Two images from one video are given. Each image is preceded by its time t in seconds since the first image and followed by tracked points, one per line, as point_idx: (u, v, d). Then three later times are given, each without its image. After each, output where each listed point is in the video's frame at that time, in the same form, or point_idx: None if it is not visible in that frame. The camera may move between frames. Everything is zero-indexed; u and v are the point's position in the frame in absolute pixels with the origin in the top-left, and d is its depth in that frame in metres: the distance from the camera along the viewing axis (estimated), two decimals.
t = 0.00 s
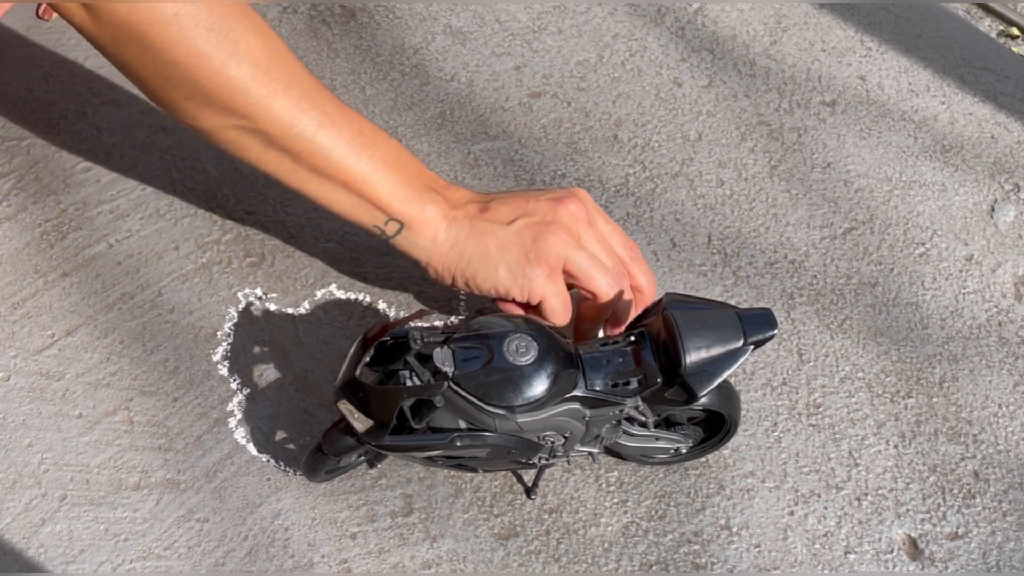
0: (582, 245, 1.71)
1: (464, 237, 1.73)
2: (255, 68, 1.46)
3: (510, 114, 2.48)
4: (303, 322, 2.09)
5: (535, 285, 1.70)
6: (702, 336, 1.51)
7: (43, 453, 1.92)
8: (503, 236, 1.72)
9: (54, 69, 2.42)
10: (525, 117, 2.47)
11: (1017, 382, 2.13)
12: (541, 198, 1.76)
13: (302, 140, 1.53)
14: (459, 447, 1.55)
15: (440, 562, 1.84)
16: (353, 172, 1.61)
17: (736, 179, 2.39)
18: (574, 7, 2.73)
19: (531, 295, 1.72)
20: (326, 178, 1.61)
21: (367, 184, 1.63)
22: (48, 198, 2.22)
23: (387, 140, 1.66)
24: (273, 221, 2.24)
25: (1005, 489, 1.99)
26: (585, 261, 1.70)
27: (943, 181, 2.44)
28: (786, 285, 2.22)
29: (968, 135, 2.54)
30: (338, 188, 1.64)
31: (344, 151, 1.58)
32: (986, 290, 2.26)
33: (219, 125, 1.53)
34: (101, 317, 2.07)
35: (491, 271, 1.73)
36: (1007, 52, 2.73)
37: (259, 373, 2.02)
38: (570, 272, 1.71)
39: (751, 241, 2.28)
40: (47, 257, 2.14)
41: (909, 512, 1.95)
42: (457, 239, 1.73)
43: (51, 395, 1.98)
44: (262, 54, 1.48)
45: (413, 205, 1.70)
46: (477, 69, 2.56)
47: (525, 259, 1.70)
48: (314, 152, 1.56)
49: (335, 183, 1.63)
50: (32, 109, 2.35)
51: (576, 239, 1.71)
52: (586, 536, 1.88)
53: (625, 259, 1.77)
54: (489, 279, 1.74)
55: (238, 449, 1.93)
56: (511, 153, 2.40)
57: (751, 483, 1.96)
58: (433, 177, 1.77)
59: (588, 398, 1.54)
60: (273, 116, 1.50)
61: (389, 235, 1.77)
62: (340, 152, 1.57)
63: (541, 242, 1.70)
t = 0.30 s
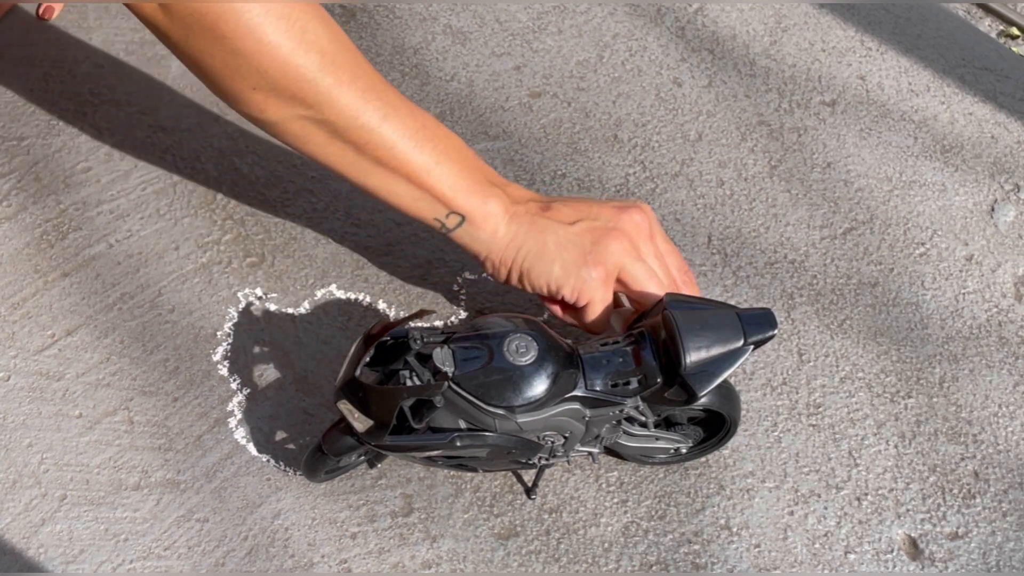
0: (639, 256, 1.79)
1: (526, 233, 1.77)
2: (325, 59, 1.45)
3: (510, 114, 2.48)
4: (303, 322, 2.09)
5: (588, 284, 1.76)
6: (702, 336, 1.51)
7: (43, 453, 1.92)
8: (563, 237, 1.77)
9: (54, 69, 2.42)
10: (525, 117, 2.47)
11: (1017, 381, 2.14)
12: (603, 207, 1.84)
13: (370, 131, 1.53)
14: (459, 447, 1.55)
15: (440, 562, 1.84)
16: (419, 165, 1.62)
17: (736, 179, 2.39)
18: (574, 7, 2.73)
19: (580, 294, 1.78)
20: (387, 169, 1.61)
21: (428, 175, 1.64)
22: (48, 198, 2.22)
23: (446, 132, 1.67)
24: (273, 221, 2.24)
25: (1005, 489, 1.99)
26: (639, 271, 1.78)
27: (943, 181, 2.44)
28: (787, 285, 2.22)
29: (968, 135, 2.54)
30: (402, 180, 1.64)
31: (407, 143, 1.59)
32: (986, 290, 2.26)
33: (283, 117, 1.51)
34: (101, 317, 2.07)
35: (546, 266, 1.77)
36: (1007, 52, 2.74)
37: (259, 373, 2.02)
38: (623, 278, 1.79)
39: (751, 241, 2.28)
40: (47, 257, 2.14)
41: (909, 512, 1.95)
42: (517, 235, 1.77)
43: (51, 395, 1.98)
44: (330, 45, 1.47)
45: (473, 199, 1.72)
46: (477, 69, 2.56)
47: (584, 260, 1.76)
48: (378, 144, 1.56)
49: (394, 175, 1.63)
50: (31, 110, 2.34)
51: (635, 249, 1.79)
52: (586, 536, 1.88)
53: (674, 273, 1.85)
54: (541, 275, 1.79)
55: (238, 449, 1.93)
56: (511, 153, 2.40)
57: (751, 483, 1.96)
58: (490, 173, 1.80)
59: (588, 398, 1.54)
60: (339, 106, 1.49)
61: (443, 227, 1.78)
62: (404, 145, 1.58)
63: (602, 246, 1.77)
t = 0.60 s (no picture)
0: (647, 264, 1.78)
1: (536, 230, 1.79)
2: (340, 56, 1.47)
3: (511, 114, 2.48)
4: (303, 322, 2.09)
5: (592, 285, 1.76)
6: (703, 341, 1.51)
7: (43, 453, 1.92)
8: (571, 238, 1.78)
9: (54, 69, 2.42)
10: (525, 117, 2.47)
11: (1017, 381, 2.14)
12: (617, 213, 1.84)
13: (386, 128, 1.56)
14: (458, 449, 1.55)
15: (440, 562, 1.84)
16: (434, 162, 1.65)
17: (736, 179, 2.39)
18: (574, 7, 2.73)
19: (582, 294, 1.77)
20: (401, 164, 1.64)
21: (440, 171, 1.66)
22: (48, 198, 2.22)
23: (461, 129, 1.70)
24: (273, 221, 2.24)
25: (1005, 489, 1.99)
26: (645, 277, 1.77)
27: (943, 181, 2.44)
28: (787, 285, 2.22)
29: (968, 135, 2.54)
30: (417, 175, 1.68)
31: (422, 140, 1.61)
32: (986, 290, 2.26)
33: (301, 112, 1.54)
34: (101, 317, 2.07)
35: (553, 264, 1.78)
36: (1007, 52, 2.74)
37: (259, 373, 2.02)
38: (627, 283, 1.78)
39: (751, 241, 2.28)
40: (47, 257, 2.14)
41: (910, 512, 1.95)
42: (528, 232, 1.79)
43: (51, 395, 1.98)
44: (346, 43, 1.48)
45: (486, 196, 1.75)
46: (477, 69, 2.56)
47: (589, 260, 1.76)
48: (393, 139, 1.59)
49: (407, 170, 1.66)
50: (31, 109, 2.34)
51: (644, 254, 1.78)
52: (586, 536, 1.88)
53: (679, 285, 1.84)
54: (546, 273, 1.79)
55: (238, 449, 1.93)
56: (511, 153, 2.39)
57: (751, 483, 1.96)
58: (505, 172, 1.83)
59: (588, 401, 1.55)
60: (354, 102, 1.51)
61: (454, 222, 1.81)
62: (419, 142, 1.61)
63: (611, 248, 1.77)
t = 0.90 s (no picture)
0: (487, 102, 1.33)
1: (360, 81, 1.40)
2: (53, 13, 1.42)
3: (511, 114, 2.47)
4: (303, 322, 2.09)
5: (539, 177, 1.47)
6: (702, 336, 1.51)
7: (43, 453, 1.92)
8: (393, 91, 1.37)
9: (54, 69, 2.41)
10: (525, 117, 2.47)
11: (1016, 382, 2.14)
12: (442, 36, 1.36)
13: (219, 46, 1.38)
14: (459, 449, 1.55)
15: (440, 562, 1.84)
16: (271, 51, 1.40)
17: (736, 179, 2.39)
18: (574, 7, 2.72)
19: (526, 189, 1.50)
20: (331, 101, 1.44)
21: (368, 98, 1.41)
22: (48, 198, 2.22)
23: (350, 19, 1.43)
24: (273, 221, 2.24)
25: (1005, 489, 2.00)
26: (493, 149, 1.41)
27: (943, 181, 2.44)
28: (787, 285, 2.22)
29: (968, 135, 2.54)
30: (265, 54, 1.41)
31: (278, 42, 1.40)
32: (986, 290, 2.26)
33: (141, 50, 1.46)
34: (101, 318, 2.07)
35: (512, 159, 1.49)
36: (1006, 52, 2.74)
37: (259, 373, 2.02)
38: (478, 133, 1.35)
39: (751, 241, 2.28)
40: (47, 257, 2.14)
41: (910, 512, 1.95)
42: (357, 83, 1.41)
43: (51, 395, 1.98)
44: None
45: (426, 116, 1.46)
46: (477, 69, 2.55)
47: (411, 113, 1.36)
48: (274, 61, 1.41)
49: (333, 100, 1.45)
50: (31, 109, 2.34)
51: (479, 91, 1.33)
52: (586, 536, 1.88)
53: (552, 122, 1.37)
54: (383, 133, 1.42)
55: (238, 449, 1.93)
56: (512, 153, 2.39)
57: (751, 483, 1.96)
58: (348, 15, 1.44)
59: (588, 398, 1.55)
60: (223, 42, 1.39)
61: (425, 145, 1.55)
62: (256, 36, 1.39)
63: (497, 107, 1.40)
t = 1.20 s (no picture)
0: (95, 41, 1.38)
1: None
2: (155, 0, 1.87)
3: (511, 114, 2.47)
4: (303, 322, 2.09)
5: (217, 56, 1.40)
6: (702, 336, 1.51)
7: (43, 453, 1.92)
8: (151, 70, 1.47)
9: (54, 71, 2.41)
10: (525, 117, 2.47)
11: (1016, 381, 2.14)
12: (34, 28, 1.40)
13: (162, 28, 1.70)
14: (459, 449, 1.55)
15: (440, 562, 1.84)
16: None
17: (736, 179, 2.39)
18: (574, 6, 2.72)
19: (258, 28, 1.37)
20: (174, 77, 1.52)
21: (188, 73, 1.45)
22: (48, 198, 2.22)
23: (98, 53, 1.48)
24: (273, 221, 2.24)
25: (1005, 489, 2.00)
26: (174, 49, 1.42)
27: (943, 181, 2.44)
28: (787, 285, 2.22)
29: (968, 135, 2.54)
30: None
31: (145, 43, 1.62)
32: (986, 290, 2.26)
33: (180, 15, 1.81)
34: (101, 318, 2.07)
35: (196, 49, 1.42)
36: (1006, 52, 2.74)
37: (259, 373, 2.02)
38: (93, 39, 1.35)
39: (751, 241, 2.28)
40: (47, 257, 2.14)
41: (910, 512, 1.95)
42: None
43: (51, 395, 1.98)
44: None
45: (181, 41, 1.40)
46: (477, 69, 2.55)
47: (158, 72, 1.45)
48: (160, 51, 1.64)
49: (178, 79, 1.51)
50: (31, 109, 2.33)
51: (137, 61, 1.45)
52: (586, 536, 1.88)
53: (170, 9, 1.31)
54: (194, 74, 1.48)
55: (238, 449, 1.93)
56: (512, 154, 2.39)
57: (751, 483, 1.96)
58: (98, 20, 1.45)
59: (588, 399, 1.55)
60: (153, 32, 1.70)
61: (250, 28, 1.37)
62: None
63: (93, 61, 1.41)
